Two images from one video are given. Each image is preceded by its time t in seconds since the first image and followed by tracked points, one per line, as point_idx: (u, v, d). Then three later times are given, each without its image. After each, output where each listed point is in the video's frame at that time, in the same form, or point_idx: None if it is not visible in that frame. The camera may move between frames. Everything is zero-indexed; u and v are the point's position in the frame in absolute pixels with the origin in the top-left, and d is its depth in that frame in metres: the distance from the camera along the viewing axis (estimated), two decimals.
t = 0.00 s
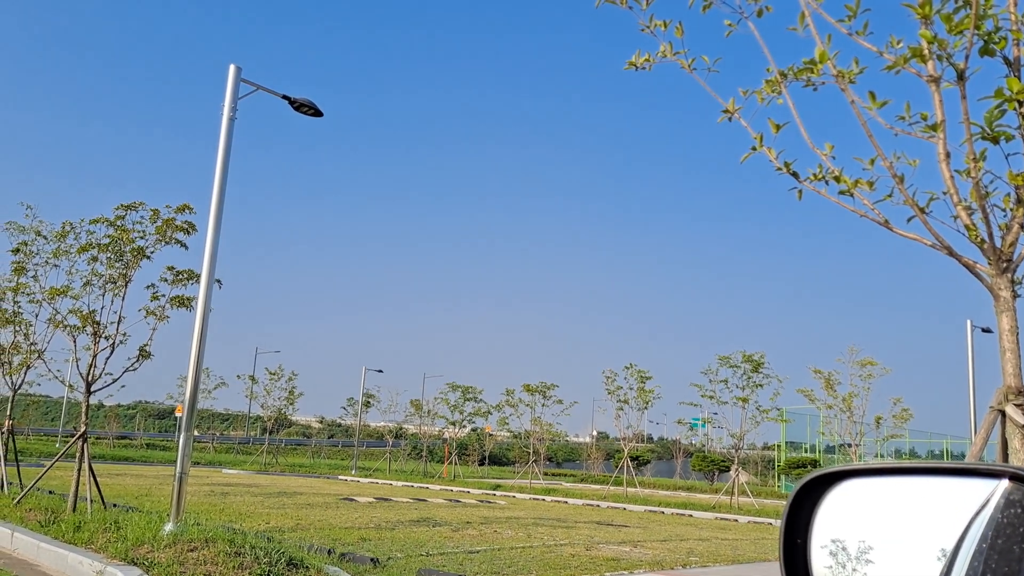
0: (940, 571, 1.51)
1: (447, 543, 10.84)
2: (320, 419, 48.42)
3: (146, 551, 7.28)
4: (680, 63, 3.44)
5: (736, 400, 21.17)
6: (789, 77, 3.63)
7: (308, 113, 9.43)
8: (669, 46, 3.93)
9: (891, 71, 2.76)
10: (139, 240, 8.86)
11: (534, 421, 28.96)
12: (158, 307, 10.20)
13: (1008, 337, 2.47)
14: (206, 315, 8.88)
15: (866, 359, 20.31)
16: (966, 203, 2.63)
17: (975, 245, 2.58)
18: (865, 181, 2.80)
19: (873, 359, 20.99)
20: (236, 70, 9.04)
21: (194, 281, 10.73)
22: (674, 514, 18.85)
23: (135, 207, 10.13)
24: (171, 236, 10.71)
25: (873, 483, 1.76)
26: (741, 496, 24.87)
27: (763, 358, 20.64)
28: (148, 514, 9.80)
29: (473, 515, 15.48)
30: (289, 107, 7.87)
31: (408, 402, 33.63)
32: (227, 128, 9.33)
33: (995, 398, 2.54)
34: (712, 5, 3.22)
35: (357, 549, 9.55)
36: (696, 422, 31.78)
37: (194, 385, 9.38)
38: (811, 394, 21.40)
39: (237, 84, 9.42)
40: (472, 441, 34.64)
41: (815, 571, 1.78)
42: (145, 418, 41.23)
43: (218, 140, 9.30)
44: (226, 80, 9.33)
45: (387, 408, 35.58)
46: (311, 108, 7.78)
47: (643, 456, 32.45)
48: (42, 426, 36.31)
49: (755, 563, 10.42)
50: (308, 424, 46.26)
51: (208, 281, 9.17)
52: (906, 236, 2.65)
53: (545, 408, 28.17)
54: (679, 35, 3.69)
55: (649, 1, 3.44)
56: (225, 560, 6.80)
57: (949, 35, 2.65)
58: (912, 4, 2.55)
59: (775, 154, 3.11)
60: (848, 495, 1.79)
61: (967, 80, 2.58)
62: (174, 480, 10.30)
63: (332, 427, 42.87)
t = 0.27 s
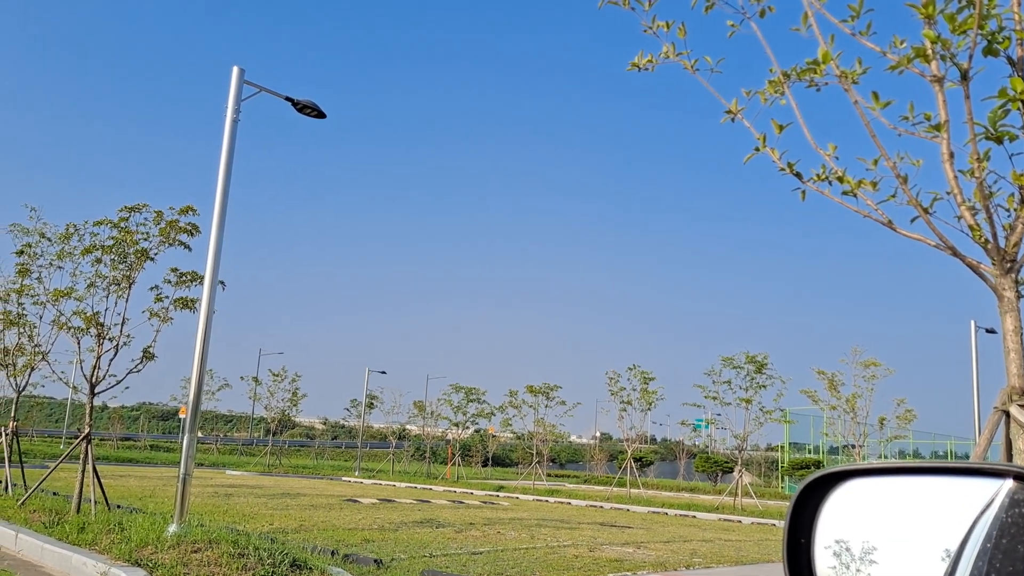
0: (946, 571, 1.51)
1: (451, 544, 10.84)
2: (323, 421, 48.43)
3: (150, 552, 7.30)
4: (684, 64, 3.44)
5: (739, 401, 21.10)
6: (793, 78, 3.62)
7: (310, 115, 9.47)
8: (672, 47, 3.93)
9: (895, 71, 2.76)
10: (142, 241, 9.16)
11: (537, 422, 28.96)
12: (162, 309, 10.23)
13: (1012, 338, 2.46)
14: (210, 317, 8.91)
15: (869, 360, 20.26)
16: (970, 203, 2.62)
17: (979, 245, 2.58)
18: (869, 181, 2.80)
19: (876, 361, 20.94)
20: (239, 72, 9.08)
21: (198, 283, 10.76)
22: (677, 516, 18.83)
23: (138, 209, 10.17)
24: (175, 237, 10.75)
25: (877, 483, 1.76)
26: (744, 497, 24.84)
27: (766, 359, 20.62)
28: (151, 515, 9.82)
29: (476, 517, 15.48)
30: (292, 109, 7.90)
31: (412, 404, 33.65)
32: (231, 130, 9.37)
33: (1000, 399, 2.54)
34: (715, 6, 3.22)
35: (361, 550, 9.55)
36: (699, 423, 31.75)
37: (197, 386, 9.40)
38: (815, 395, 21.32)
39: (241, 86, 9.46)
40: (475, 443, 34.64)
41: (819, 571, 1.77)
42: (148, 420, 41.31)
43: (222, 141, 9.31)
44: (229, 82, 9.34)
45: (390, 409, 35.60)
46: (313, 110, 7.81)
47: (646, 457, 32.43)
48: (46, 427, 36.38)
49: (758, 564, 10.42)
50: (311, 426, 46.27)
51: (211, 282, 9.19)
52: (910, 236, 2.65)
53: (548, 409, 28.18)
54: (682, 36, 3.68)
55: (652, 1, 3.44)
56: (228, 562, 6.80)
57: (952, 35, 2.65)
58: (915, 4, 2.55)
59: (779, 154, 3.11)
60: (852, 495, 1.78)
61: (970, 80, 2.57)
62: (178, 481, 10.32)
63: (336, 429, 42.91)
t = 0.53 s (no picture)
0: (947, 572, 1.50)
1: (453, 544, 10.84)
2: (326, 422, 48.45)
3: (152, 553, 7.32)
4: (684, 63, 3.43)
5: (742, 402, 21.17)
6: (795, 77, 3.61)
7: (314, 115, 9.45)
8: (673, 47, 3.92)
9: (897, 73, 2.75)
10: (146, 242, 8.90)
11: (540, 423, 28.97)
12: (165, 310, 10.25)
13: (1015, 338, 2.45)
14: (213, 318, 8.90)
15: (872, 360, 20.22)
16: (972, 203, 2.62)
17: (982, 246, 2.57)
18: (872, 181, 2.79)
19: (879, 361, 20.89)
20: (242, 73, 9.07)
21: (201, 284, 10.77)
22: (680, 516, 18.82)
23: (141, 210, 10.16)
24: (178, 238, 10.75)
25: (878, 485, 1.76)
26: (747, 498, 24.82)
27: (768, 360, 20.59)
28: (155, 516, 9.84)
29: (479, 518, 15.47)
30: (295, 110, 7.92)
31: (414, 404, 33.67)
32: (234, 131, 9.35)
33: (1004, 400, 2.53)
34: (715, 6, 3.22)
35: (363, 551, 9.54)
36: (702, 424, 31.73)
37: (200, 387, 9.40)
38: (817, 395, 21.18)
39: (244, 87, 9.44)
40: (477, 444, 34.63)
41: (819, 572, 1.76)
42: (151, 421, 41.36)
43: (225, 143, 9.32)
44: (232, 83, 9.36)
45: (393, 410, 35.62)
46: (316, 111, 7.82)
47: (649, 458, 32.41)
48: (49, 428, 36.44)
49: (761, 565, 10.40)
50: (314, 426, 46.32)
51: (214, 283, 9.21)
52: (913, 237, 2.64)
53: (551, 409, 28.17)
54: (683, 37, 3.68)
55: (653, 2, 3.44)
56: (230, 562, 6.81)
57: (954, 35, 2.64)
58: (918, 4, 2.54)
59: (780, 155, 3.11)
60: (852, 496, 1.79)
61: (973, 80, 2.56)
62: (181, 481, 10.34)
63: (338, 430, 42.95)
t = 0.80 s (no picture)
0: (948, 571, 1.51)
1: (455, 545, 10.84)
2: (327, 422, 48.44)
3: (154, 554, 7.32)
4: (685, 65, 3.44)
5: (743, 402, 20.75)
6: (795, 78, 3.62)
7: (314, 117, 9.47)
8: (674, 48, 3.93)
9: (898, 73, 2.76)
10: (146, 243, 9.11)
11: (542, 424, 28.94)
12: (167, 311, 10.27)
13: (1017, 338, 2.45)
14: (214, 319, 8.92)
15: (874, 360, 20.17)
16: (973, 203, 2.62)
17: (983, 246, 2.57)
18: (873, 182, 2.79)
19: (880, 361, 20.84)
20: (243, 74, 9.10)
21: (203, 284, 10.78)
22: (682, 517, 18.81)
23: (142, 211, 10.19)
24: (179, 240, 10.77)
25: (879, 485, 1.77)
26: (749, 499, 24.80)
27: (769, 360, 20.56)
28: (157, 517, 9.85)
29: (481, 518, 15.46)
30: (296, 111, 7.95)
31: (416, 405, 33.66)
32: (235, 132, 9.37)
33: (1004, 401, 2.54)
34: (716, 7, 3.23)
35: (365, 552, 9.54)
36: (704, 424, 31.69)
37: (202, 388, 9.42)
38: (819, 396, 21.11)
39: (245, 88, 9.46)
40: (479, 444, 34.61)
41: (820, 572, 1.76)
42: (153, 422, 41.36)
43: (226, 144, 9.34)
44: (233, 85, 9.38)
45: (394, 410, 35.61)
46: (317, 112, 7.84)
47: (650, 459, 32.39)
48: (50, 429, 36.45)
49: (763, 566, 10.39)
50: (316, 427, 46.31)
51: (216, 284, 9.23)
52: (914, 237, 2.65)
53: (552, 410, 28.15)
54: (684, 37, 3.69)
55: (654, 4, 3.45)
56: (232, 563, 6.82)
57: (955, 35, 2.64)
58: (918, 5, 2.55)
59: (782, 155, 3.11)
60: (854, 497, 1.80)
61: (973, 80, 2.57)
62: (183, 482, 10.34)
63: (340, 431, 42.97)
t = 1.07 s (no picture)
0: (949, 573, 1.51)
1: (456, 546, 10.85)
2: (327, 423, 48.44)
3: (155, 555, 7.32)
4: (686, 66, 3.45)
5: (744, 403, 21.21)
6: (795, 79, 3.62)
7: (314, 118, 9.49)
8: (675, 49, 3.93)
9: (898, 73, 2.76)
10: (147, 244, 9.09)
11: (542, 424, 28.93)
12: (167, 313, 10.28)
13: (1017, 339, 2.46)
14: (215, 321, 8.92)
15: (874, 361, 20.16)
16: (973, 204, 2.62)
17: (983, 247, 2.58)
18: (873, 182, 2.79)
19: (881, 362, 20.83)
20: (244, 75, 9.11)
21: (203, 286, 10.79)
22: (682, 518, 18.81)
23: (143, 213, 10.20)
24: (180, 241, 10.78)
25: (882, 486, 1.77)
26: (750, 500, 24.81)
27: (770, 361, 20.57)
28: (157, 518, 9.86)
29: (481, 519, 15.46)
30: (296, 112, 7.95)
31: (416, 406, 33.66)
32: (236, 132, 9.38)
33: (1004, 402, 2.54)
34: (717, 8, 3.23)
35: (366, 553, 9.55)
36: (704, 425, 31.69)
37: (202, 389, 9.42)
38: (819, 397, 21.05)
39: (246, 89, 9.48)
40: (479, 445, 34.61)
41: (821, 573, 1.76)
42: (153, 423, 41.37)
43: (226, 146, 9.34)
44: (233, 86, 9.39)
45: (395, 412, 35.60)
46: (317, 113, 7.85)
47: (651, 460, 32.39)
48: (51, 430, 36.46)
49: (763, 567, 10.39)
50: (316, 428, 46.31)
51: (215, 286, 9.23)
52: (914, 238, 2.64)
53: (553, 411, 28.16)
54: (685, 39, 3.69)
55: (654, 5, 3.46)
56: (232, 564, 6.82)
57: (955, 37, 2.65)
58: (918, 6, 2.55)
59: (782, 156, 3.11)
60: (854, 498, 1.80)
61: (974, 81, 2.57)
62: (183, 483, 10.34)
63: (341, 432, 42.98)
